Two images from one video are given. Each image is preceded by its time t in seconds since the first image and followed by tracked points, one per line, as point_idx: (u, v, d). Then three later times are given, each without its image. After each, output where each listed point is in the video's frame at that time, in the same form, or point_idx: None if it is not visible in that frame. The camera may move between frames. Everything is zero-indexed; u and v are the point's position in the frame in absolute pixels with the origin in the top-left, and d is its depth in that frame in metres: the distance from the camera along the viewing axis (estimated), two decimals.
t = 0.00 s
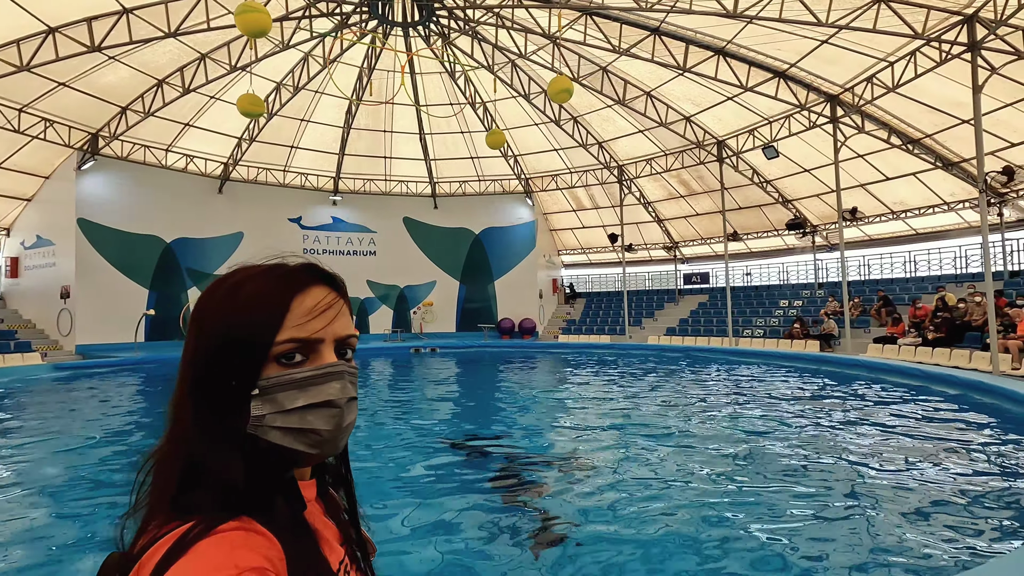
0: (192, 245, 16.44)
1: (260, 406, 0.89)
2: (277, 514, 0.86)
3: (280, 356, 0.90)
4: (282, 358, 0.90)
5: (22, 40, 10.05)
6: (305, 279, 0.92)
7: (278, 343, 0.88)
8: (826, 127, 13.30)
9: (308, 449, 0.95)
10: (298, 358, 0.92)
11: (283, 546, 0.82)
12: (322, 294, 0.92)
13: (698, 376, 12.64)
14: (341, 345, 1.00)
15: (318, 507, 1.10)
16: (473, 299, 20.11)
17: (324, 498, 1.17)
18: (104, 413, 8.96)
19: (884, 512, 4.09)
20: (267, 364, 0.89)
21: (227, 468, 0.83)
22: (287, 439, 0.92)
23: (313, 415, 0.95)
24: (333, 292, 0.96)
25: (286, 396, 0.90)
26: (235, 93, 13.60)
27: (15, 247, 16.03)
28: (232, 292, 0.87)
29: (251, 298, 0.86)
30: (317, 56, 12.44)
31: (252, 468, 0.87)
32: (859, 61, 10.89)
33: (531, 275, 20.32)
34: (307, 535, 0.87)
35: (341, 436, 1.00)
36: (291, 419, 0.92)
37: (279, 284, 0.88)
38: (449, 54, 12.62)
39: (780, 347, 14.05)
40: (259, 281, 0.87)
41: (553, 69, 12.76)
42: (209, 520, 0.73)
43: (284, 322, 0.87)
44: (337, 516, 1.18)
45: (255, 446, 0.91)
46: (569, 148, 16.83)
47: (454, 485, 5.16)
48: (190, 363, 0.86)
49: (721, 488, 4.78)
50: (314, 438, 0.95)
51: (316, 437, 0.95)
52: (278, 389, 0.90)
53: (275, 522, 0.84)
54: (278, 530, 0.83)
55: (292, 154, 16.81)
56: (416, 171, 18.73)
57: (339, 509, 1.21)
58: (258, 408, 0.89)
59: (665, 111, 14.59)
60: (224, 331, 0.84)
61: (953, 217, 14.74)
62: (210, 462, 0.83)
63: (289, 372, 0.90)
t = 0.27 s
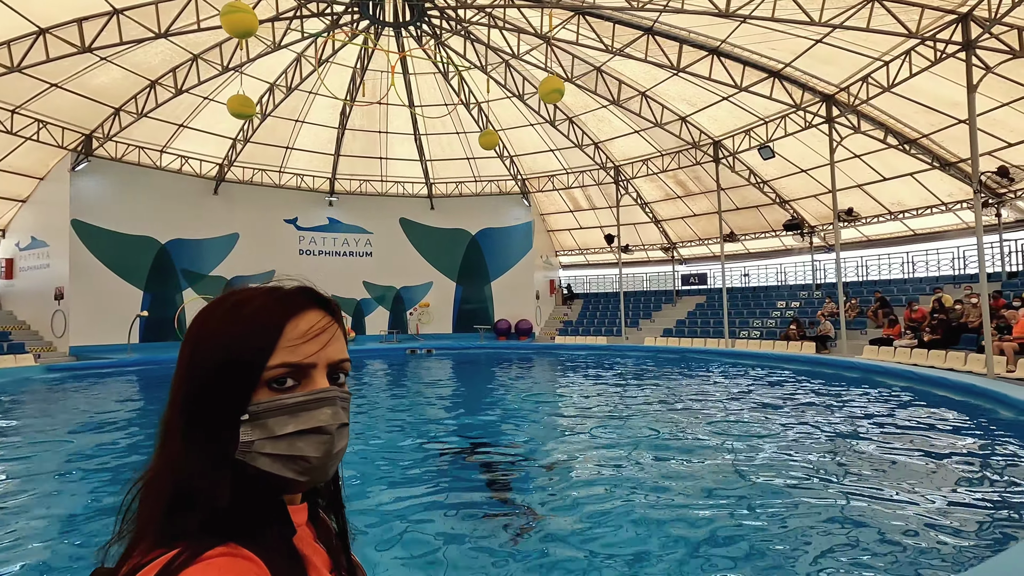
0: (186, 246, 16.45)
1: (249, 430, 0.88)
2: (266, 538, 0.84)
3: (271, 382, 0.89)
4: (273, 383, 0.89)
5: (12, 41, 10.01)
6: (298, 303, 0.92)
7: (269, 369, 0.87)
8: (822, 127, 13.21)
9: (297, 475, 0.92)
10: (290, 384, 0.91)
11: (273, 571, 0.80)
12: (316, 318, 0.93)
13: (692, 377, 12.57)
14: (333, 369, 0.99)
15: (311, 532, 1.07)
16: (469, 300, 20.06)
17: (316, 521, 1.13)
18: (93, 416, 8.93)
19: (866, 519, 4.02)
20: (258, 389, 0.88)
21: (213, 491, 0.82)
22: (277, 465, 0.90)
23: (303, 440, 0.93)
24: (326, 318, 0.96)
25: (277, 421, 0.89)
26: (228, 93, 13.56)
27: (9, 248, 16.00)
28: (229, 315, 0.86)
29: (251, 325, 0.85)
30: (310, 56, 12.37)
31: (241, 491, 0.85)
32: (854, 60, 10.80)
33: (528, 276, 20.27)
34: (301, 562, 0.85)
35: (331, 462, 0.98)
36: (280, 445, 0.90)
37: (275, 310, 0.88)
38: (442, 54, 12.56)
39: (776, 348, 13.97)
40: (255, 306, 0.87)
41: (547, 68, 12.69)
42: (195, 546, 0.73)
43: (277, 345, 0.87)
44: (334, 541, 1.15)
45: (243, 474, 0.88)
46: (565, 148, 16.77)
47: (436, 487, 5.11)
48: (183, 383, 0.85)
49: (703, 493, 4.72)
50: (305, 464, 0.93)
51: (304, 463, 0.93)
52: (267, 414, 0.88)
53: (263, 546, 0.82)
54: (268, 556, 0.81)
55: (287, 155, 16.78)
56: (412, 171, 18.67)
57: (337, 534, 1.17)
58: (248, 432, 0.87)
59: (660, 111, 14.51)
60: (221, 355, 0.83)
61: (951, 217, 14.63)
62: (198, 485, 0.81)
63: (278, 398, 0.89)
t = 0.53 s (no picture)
0: (177, 250, 16.44)
1: (211, 425, 0.87)
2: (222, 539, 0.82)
3: (236, 375, 0.89)
4: (237, 378, 0.89)
5: None
6: (269, 297, 0.92)
7: (234, 363, 0.87)
8: (811, 131, 13.20)
9: (258, 472, 0.92)
10: (254, 379, 0.91)
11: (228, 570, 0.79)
12: (285, 312, 0.94)
13: (682, 381, 12.52)
14: (299, 364, 0.99)
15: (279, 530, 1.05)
16: (462, 303, 20.04)
17: (285, 519, 1.12)
18: (76, 421, 8.88)
19: (837, 526, 3.98)
20: (222, 383, 0.87)
21: (176, 490, 0.81)
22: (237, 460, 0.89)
23: (267, 436, 0.92)
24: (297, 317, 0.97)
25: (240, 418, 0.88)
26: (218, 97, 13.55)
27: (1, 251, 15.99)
28: (197, 310, 0.85)
29: (222, 320, 0.85)
30: (299, 60, 12.35)
31: (200, 489, 0.85)
32: (841, 64, 10.79)
33: (521, 280, 20.25)
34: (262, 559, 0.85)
35: (294, 461, 0.97)
36: (242, 441, 0.89)
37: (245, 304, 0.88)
38: (430, 58, 12.54)
39: (767, 352, 13.92)
40: (223, 301, 0.86)
41: (535, 72, 12.68)
42: (146, 548, 0.72)
43: (244, 340, 0.87)
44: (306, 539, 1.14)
45: (203, 469, 0.87)
46: (557, 152, 16.77)
47: (410, 491, 5.08)
48: (148, 376, 0.84)
49: (678, 499, 4.68)
50: (268, 460, 0.93)
51: (267, 460, 0.92)
52: (229, 408, 0.88)
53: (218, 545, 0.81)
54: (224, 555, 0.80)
55: (279, 158, 16.77)
56: (404, 175, 18.66)
57: (306, 533, 1.16)
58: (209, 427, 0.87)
59: (651, 115, 14.49)
60: (193, 351, 0.83)
61: (942, 220, 14.60)
62: (161, 483, 0.80)
63: (241, 394, 0.89)
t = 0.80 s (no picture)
0: (166, 255, 16.38)
1: (203, 422, 0.83)
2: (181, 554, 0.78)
3: (228, 375, 0.86)
4: (229, 376, 0.86)
5: None
6: (257, 298, 0.91)
7: (229, 362, 0.85)
8: (801, 135, 13.18)
9: (245, 471, 0.89)
10: (244, 379, 0.88)
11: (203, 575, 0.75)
12: (273, 316, 0.92)
13: (671, 386, 12.44)
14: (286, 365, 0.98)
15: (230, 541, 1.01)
16: (455, 308, 19.97)
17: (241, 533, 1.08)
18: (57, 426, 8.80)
19: (811, 535, 3.91)
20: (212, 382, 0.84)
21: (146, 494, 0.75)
22: (225, 460, 0.86)
23: (256, 434, 0.90)
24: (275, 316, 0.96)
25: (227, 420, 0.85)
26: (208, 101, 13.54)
27: None
28: (177, 309, 0.80)
29: (213, 320, 0.81)
30: (287, 65, 12.32)
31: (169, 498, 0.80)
32: (829, 68, 10.78)
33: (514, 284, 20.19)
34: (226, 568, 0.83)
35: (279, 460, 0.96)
36: (232, 440, 0.86)
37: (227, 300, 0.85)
38: (418, 63, 12.51)
39: (758, 356, 13.85)
40: (210, 300, 0.83)
41: (524, 76, 12.66)
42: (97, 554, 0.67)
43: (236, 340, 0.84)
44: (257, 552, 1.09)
45: (184, 470, 0.83)
46: (549, 156, 16.75)
47: (384, 498, 5.01)
48: (118, 369, 0.76)
49: (653, 507, 4.61)
50: (256, 459, 0.91)
51: (255, 459, 0.90)
52: (222, 406, 0.84)
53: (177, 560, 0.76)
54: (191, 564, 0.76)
55: (270, 163, 16.74)
56: (396, 180, 18.62)
57: (260, 542, 1.14)
58: (197, 428, 0.83)
59: (641, 119, 14.47)
60: (169, 348, 0.77)
61: (933, 225, 14.57)
62: (129, 489, 0.74)
63: (233, 393, 0.86)
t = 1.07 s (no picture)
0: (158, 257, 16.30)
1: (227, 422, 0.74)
2: None
3: (251, 375, 0.74)
4: (251, 377, 0.74)
5: None
6: (253, 295, 0.74)
7: (253, 363, 0.72)
8: (795, 136, 13.07)
9: (262, 464, 0.82)
10: (261, 378, 0.77)
11: None
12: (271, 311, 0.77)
13: (665, 389, 12.31)
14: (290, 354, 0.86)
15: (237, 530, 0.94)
16: (450, 311, 19.87)
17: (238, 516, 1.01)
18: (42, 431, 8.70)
19: (795, 545, 3.76)
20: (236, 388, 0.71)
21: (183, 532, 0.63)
22: (249, 455, 0.80)
23: (274, 426, 0.82)
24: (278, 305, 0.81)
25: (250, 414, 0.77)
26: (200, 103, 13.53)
27: None
28: (186, 311, 0.63)
29: (229, 324, 0.66)
30: (277, 66, 12.29)
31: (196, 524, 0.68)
32: (822, 68, 10.67)
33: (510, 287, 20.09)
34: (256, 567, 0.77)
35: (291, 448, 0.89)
36: (256, 433, 0.80)
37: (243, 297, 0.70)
38: (408, 64, 12.46)
39: (752, 359, 13.72)
40: (222, 298, 0.67)
41: (514, 77, 12.61)
42: None
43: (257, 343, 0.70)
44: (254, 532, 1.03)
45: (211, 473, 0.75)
46: (543, 158, 16.69)
47: (361, 505, 4.87)
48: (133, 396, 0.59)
49: (636, 514, 4.47)
50: (271, 453, 0.83)
51: (272, 452, 0.83)
52: (245, 405, 0.75)
53: None
54: None
55: (263, 165, 16.71)
56: (390, 182, 18.57)
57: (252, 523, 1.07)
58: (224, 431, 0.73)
59: (634, 120, 14.39)
60: (192, 360, 0.62)
61: (930, 226, 14.42)
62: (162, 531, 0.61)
63: (256, 390, 0.76)
